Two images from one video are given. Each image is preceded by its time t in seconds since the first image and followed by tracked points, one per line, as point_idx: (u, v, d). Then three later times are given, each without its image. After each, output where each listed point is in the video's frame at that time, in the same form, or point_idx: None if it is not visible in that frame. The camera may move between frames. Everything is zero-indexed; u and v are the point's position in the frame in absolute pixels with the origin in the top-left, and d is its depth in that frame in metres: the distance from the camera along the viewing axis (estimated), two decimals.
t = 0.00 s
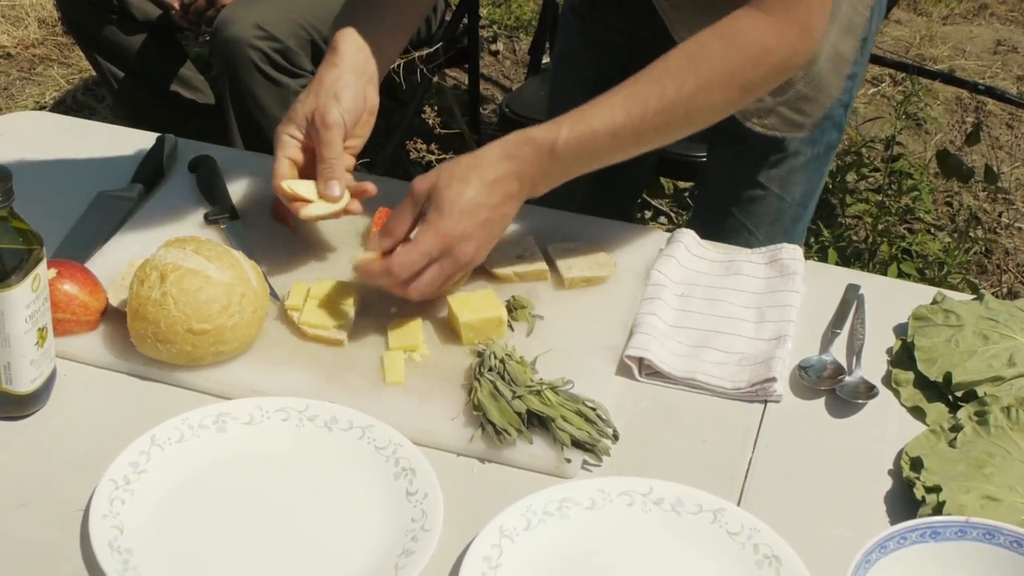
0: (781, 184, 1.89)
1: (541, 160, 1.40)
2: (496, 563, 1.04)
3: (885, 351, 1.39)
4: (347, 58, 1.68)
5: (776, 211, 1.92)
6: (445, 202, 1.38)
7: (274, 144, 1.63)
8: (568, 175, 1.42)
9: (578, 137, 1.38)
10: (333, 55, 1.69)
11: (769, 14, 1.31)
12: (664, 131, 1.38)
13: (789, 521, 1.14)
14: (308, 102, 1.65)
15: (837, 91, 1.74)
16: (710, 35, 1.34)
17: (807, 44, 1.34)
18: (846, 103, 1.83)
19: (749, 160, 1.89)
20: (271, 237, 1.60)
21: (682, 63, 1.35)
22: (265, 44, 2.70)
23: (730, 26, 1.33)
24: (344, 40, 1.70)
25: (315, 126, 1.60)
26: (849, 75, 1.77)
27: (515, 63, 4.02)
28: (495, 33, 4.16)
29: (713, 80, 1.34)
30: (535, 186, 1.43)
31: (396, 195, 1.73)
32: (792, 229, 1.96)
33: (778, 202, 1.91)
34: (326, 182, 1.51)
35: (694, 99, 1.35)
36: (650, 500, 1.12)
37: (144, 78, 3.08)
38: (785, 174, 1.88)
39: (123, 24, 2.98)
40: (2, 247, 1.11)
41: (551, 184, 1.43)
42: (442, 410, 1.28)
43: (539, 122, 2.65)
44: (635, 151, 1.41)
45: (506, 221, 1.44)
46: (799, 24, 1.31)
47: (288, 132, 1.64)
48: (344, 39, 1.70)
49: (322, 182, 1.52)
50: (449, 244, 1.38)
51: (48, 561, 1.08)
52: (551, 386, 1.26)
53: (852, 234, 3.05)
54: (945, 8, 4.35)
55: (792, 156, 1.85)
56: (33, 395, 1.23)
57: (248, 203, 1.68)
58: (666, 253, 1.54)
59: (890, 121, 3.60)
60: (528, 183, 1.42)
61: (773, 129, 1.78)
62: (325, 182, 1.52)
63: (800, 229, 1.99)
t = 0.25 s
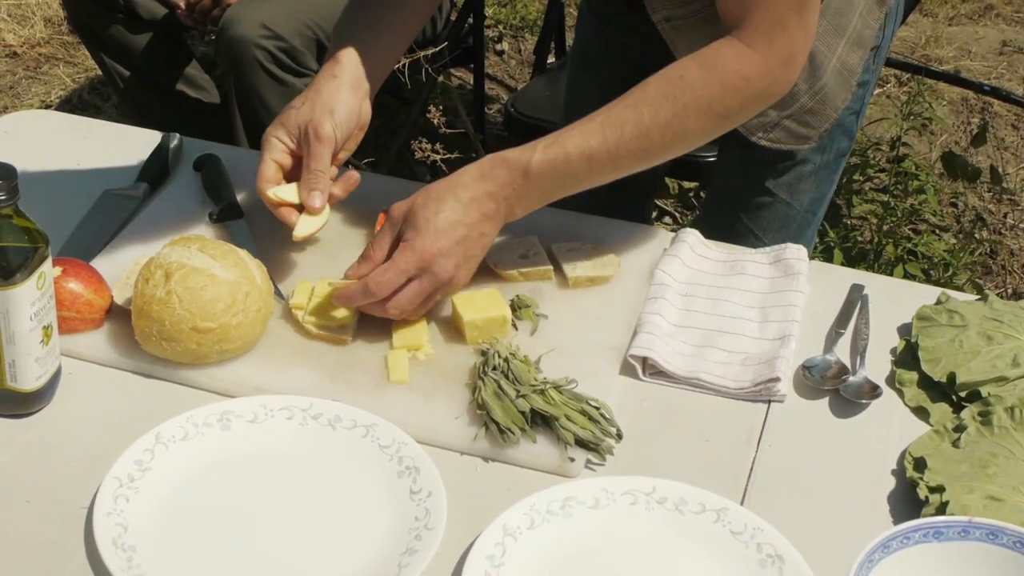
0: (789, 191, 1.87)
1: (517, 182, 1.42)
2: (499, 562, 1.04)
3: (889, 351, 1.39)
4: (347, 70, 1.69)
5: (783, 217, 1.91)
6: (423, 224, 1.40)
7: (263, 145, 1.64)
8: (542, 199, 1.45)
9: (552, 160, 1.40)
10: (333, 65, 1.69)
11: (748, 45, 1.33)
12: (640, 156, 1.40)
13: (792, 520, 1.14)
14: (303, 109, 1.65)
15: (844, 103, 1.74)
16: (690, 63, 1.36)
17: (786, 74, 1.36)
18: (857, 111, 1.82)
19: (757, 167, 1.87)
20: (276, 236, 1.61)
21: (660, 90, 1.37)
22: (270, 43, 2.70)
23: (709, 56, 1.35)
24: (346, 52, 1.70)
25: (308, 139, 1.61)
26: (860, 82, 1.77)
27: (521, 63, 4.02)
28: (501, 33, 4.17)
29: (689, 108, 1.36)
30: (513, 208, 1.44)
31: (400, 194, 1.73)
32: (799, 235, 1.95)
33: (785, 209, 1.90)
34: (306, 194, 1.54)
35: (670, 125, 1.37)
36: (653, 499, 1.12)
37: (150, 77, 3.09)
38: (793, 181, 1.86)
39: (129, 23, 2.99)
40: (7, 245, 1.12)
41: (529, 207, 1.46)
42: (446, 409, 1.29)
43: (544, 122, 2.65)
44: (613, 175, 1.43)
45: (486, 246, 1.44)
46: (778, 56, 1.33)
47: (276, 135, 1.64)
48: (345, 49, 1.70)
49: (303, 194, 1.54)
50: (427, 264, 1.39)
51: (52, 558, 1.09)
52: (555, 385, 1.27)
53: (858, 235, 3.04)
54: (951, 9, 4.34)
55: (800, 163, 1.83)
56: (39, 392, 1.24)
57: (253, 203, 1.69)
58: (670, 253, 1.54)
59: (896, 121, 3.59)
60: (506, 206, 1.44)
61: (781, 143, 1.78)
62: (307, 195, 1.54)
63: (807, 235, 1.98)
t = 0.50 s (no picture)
0: (785, 192, 1.89)
1: (515, 183, 1.42)
2: (500, 560, 1.04)
3: (890, 351, 1.39)
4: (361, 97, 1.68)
5: (781, 219, 1.92)
6: (425, 229, 1.39)
7: (270, 164, 1.62)
8: (540, 199, 1.44)
9: (550, 161, 1.40)
10: (347, 90, 1.68)
11: (746, 47, 1.33)
12: (637, 157, 1.40)
13: (792, 519, 1.15)
14: (316, 131, 1.63)
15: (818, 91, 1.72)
16: (687, 65, 1.37)
17: (782, 78, 1.36)
18: (851, 112, 1.85)
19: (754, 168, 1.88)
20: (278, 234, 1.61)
21: (658, 91, 1.37)
22: (273, 42, 2.71)
23: (706, 58, 1.35)
24: (360, 77, 1.69)
25: (321, 165, 1.59)
26: (854, 81, 1.80)
27: (523, 63, 4.02)
28: (503, 33, 4.17)
29: (687, 109, 1.37)
30: (511, 209, 1.44)
31: (402, 193, 1.74)
32: (797, 236, 1.96)
33: (783, 210, 1.91)
34: (315, 220, 1.52)
35: (668, 126, 1.38)
36: (654, 498, 1.12)
37: (153, 76, 3.09)
38: (790, 181, 1.87)
39: (133, 22, 3.00)
40: (10, 243, 1.12)
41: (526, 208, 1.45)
42: (447, 407, 1.29)
43: (547, 122, 2.65)
44: (610, 175, 1.43)
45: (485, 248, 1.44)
46: (775, 59, 1.33)
47: (284, 153, 1.62)
48: (359, 74, 1.69)
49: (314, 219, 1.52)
50: (432, 268, 1.38)
51: (54, 555, 1.09)
52: (557, 383, 1.27)
53: (860, 235, 3.04)
54: (954, 10, 4.34)
55: (797, 163, 1.85)
56: (41, 390, 1.24)
57: (256, 202, 1.69)
58: (672, 252, 1.54)
59: (898, 121, 3.59)
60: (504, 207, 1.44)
61: (761, 138, 1.75)
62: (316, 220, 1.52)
63: (805, 236, 1.99)
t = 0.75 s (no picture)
0: (786, 192, 1.89)
1: (517, 186, 1.42)
2: (499, 558, 1.04)
3: (890, 350, 1.39)
4: (376, 133, 1.68)
5: (782, 219, 1.92)
6: (425, 233, 1.40)
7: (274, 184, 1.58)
8: (543, 203, 1.45)
9: (552, 164, 1.40)
10: (363, 121, 1.68)
11: (747, 52, 1.33)
12: (640, 161, 1.40)
13: (791, 518, 1.15)
14: (328, 161, 1.60)
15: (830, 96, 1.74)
16: (689, 70, 1.37)
17: (784, 82, 1.36)
18: (851, 112, 1.85)
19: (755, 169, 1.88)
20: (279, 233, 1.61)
21: (660, 95, 1.37)
22: (275, 42, 2.71)
23: (708, 63, 1.35)
24: (376, 107, 1.70)
25: (328, 194, 1.56)
26: (854, 82, 1.79)
27: (525, 63, 4.02)
28: (505, 34, 4.17)
29: (689, 114, 1.37)
30: (512, 213, 1.44)
31: (403, 193, 1.74)
32: (797, 236, 1.96)
33: (783, 210, 1.91)
34: (317, 250, 1.47)
35: (670, 130, 1.38)
36: (653, 496, 1.13)
37: (155, 76, 3.10)
38: (791, 182, 1.87)
39: (135, 22, 3.00)
40: (11, 242, 1.13)
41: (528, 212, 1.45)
42: (447, 406, 1.29)
43: (548, 121, 2.65)
44: (613, 179, 1.43)
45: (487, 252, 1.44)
46: (776, 63, 1.33)
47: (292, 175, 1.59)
48: (376, 110, 1.70)
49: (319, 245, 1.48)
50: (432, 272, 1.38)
51: (54, 553, 1.09)
52: (556, 382, 1.27)
53: (861, 235, 3.04)
54: (956, 10, 4.34)
55: (798, 164, 1.85)
56: (42, 388, 1.24)
57: (256, 202, 1.69)
58: (672, 251, 1.54)
59: (899, 122, 3.59)
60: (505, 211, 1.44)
61: (772, 142, 1.78)
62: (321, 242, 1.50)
63: (805, 236, 1.99)
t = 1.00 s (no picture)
0: (788, 194, 1.89)
1: (510, 183, 1.42)
2: (499, 556, 1.04)
3: (889, 350, 1.39)
4: (373, 138, 1.69)
5: (783, 221, 1.92)
6: (419, 229, 1.40)
7: (271, 188, 1.57)
8: (537, 202, 1.45)
9: (545, 162, 1.41)
10: (361, 125, 1.69)
11: (744, 54, 1.33)
12: (633, 161, 1.41)
13: (790, 518, 1.15)
14: (325, 165, 1.61)
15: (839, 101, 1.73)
16: (685, 71, 1.37)
17: (780, 85, 1.37)
18: (854, 114, 1.85)
19: (758, 172, 1.88)
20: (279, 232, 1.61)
21: (656, 96, 1.38)
22: (276, 42, 2.71)
23: (704, 64, 1.35)
24: (374, 112, 1.71)
25: (325, 197, 1.57)
26: (855, 83, 1.79)
27: (526, 63, 4.03)
28: (507, 34, 4.17)
29: (683, 115, 1.37)
30: (508, 211, 1.44)
31: (403, 192, 1.74)
32: (798, 237, 1.97)
33: (785, 212, 1.91)
34: (314, 256, 1.47)
35: (664, 130, 1.38)
36: (653, 495, 1.13)
37: (157, 76, 3.10)
38: (793, 184, 1.88)
39: (136, 21, 3.01)
40: (12, 240, 1.13)
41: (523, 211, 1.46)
42: (447, 405, 1.29)
43: (549, 121, 2.65)
44: (606, 178, 1.43)
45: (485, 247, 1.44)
46: (772, 67, 1.34)
47: (291, 180, 1.58)
48: (373, 115, 1.71)
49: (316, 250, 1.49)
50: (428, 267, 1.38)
51: (54, 551, 1.09)
52: (556, 381, 1.27)
53: (861, 236, 3.04)
54: (958, 10, 4.33)
55: (800, 166, 1.85)
56: (42, 387, 1.24)
57: (257, 201, 1.69)
58: (672, 250, 1.54)
59: (900, 122, 3.59)
60: (499, 208, 1.44)
61: (778, 145, 1.77)
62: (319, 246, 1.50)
63: (806, 237, 2.00)
